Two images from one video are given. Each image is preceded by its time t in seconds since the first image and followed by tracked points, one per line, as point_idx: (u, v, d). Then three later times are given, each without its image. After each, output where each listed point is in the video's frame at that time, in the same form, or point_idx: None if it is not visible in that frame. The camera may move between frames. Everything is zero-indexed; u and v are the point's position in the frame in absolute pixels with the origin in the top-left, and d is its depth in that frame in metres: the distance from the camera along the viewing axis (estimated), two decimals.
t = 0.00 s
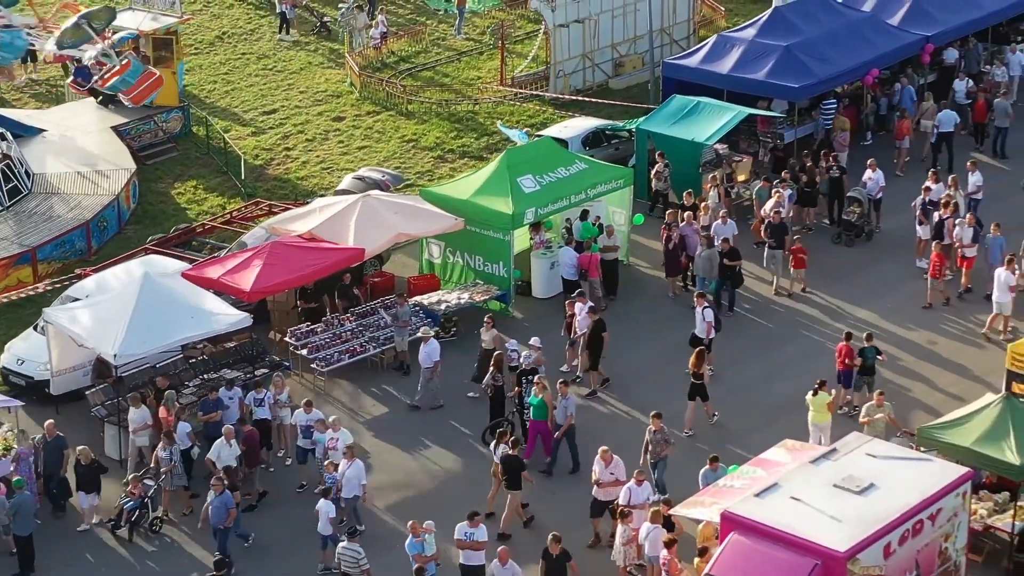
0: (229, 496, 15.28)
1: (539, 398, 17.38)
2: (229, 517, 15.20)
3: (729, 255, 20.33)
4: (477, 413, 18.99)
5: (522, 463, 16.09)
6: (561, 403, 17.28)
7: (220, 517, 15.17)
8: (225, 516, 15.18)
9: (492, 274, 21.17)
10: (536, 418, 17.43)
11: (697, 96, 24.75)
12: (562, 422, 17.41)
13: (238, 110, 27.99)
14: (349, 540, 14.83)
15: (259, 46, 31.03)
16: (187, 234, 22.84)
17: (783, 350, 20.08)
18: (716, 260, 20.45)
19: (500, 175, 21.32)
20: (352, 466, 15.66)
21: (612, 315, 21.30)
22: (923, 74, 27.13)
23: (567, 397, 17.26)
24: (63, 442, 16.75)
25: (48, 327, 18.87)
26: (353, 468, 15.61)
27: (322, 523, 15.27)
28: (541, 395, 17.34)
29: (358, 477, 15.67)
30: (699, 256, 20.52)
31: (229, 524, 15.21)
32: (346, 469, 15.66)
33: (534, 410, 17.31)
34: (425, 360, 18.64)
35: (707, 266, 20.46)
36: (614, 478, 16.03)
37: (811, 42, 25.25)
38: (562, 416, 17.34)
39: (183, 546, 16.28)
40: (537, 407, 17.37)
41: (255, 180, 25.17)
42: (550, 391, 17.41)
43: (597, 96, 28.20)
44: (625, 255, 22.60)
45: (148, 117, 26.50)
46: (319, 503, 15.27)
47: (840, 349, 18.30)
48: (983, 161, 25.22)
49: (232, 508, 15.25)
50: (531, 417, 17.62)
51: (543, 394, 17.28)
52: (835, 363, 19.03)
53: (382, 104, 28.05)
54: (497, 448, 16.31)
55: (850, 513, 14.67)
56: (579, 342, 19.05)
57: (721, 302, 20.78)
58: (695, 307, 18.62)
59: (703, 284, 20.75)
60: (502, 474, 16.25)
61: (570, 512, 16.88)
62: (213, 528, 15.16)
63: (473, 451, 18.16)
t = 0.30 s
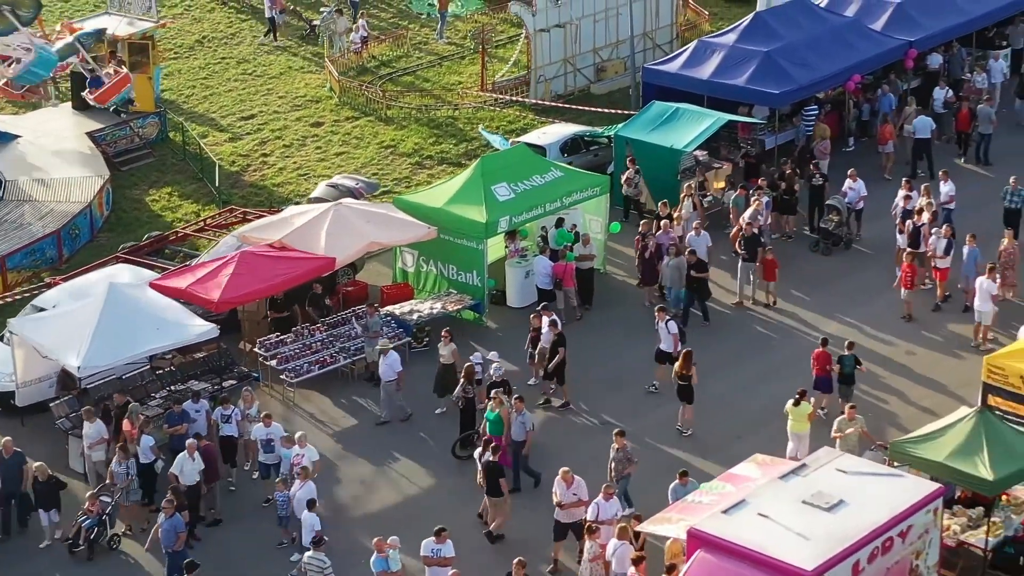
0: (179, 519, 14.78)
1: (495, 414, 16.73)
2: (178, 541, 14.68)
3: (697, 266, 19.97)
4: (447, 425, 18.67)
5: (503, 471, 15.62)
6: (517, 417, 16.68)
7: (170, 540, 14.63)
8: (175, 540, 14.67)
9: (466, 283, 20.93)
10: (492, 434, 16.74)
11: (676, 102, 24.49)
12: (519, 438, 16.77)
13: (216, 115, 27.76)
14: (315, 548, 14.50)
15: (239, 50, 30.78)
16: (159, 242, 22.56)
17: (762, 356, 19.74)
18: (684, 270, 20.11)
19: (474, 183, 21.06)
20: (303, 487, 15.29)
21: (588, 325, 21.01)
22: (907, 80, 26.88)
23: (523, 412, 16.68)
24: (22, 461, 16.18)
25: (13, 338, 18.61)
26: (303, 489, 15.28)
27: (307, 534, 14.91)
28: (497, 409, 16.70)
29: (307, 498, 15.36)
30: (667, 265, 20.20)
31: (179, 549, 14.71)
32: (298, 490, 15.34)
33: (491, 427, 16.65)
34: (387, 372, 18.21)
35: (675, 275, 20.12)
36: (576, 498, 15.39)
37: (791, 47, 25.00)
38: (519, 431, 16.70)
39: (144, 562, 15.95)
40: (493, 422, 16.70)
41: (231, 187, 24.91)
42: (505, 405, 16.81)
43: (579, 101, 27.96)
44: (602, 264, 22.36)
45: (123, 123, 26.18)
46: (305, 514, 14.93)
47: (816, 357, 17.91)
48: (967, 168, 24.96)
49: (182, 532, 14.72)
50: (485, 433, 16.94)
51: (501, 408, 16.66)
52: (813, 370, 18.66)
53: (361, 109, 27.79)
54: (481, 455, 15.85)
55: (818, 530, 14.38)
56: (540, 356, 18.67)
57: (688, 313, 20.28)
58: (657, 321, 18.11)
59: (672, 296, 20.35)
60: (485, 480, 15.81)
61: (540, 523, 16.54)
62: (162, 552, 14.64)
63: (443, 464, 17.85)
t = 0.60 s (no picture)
0: (129, 540, 14.44)
1: (452, 430, 16.48)
2: (127, 562, 14.38)
3: (663, 276, 19.68)
4: (417, 437, 18.38)
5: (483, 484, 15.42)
6: (475, 433, 16.32)
7: (117, 562, 14.32)
8: (123, 562, 14.35)
9: (440, 293, 20.69)
10: (450, 451, 16.50)
11: (655, 108, 24.25)
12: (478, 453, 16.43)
13: (194, 121, 27.52)
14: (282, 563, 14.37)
15: (219, 54, 30.52)
16: (132, 249, 22.29)
17: (738, 367, 19.44)
18: (651, 281, 19.84)
19: (448, 191, 20.81)
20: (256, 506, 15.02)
21: (563, 334, 20.75)
22: (890, 84, 26.64)
23: (481, 428, 16.33)
24: None
25: None
26: (255, 508, 15.01)
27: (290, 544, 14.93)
28: (454, 426, 16.46)
29: (260, 517, 15.05)
30: (636, 277, 19.93)
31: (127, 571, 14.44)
32: (249, 508, 15.09)
33: (447, 442, 16.41)
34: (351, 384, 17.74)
35: (642, 286, 19.87)
36: (537, 518, 14.79)
37: (772, 53, 24.75)
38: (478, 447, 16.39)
39: None
40: (451, 439, 16.46)
41: (206, 194, 24.65)
42: (464, 421, 16.57)
43: (560, 107, 27.73)
44: (578, 272, 22.13)
45: (98, 128, 25.80)
46: (287, 524, 14.93)
47: (797, 363, 17.45)
48: (950, 174, 24.72)
49: (131, 553, 14.41)
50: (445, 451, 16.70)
51: (458, 425, 16.42)
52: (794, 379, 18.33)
53: (340, 114, 27.53)
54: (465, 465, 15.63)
55: (787, 547, 14.11)
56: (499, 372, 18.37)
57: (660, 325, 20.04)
58: (619, 332, 17.81)
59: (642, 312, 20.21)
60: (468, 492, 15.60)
61: (509, 537, 16.24)
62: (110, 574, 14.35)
63: (412, 477, 17.54)
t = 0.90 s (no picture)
0: (76, 561, 14.27)
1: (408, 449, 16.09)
2: None
3: (631, 290, 19.53)
4: (387, 448, 18.10)
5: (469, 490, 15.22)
6: (430, 453, 16.00)
7: None
8: None
9: (413, 302, 20.44)
10: (406, 469, 16.15)
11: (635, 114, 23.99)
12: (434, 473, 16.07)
13: (171, 126, 27.28)
14: None
15: (199, 58, 30.27)
16: (105, 257, 22.04)
17: (714, 379, 19.13)
18: (619, 295, 19.64)
19: (421, 200, 20.55)
20: (202, 528, 14.65)
21: (539, 344, 20.48)
22: (874, 89, 26.40)
23: (437, 447, 15.99)
24: None
25: None
26: (202, 530, 14.64)
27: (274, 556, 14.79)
28: (411, 444, 16.10)
29: (208, 539, 14.70)
30: (603, 290, 19.74)
31: None
32: (198, 529, 14.76)
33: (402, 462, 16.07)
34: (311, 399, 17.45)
35: (609, 299, 19.67)
36: (503, 539, 14.52)
37: (753, 58, 24.50)
38: (432, 468, 16.03)
39: None
40: (406, 457, 16.12)
41: (182, 200, 24.40)
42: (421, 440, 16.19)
43: (541, 112, 27.48)
44: (555, 281, 21.89)
45: (74, 134, 25.56)
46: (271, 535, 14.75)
47: (780, 372, 17.21)
48: (933, 181, 24.48)
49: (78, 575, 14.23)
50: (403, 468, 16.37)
51: (414, 444, 16.06)
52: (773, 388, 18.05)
53: (319, 119, 27.28)
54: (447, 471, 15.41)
55: (754, 565, 13.81)
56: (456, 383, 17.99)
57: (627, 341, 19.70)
58: (584, 347, 17.55)
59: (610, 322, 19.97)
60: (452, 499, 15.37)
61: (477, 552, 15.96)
62: None
63: (381, 490, 17.26)
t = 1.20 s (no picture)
0: None
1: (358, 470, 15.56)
2: None
3: (595, 305, 19.10)
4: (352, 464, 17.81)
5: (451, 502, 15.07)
6: (381, 473, 15.47)
7: None
8: None
9: (383, 313, 20.14)
10: (357, 490, 15.78)
11: (612, 121, 23.69)
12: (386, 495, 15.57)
13: (146, 132, 26.99)
14: None
15: (177, 63, 29.98)
16: (73, 267, 21.74)
17: (686, 393, 18.86)
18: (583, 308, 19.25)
19: (391, 210, 20.24)
20: (142, 553, 14.18)
21: (511, 356, 20.19)
22: (855, 96, 26.12)
23: (388, 468, 15.48)
24: None
25: None
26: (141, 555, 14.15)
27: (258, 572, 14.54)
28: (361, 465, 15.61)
29: (149, 564, 14.23)
30: (567, 302, 19.32)
31: None
32: (138, 554, 14.26)
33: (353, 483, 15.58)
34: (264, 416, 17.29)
35: (574, 313, 19.31)
36: (465, 565, 14.19)
37: (733, 64, 24.19)
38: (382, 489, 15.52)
39: None
40: (357, 479, 15.69)
41: (153, 209, 24.11)
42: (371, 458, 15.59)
43: (520, 119, 27.18)
44: (528, 292, 21.61)
45: (47, 141, 25.27)
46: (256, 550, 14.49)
47: (758, 382, 16.90)
48: (914, 189, 24.22)
49: None
50: (352, 486, 15.97)
51: (363, 466, 15.56)
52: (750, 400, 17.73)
53: (296, 126, 26.98)
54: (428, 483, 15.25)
55: None
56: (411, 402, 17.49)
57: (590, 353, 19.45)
58: (541, 366, 17.26)
59: (568, 333, 19.72)
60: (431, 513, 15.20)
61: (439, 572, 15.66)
62: None
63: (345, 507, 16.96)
